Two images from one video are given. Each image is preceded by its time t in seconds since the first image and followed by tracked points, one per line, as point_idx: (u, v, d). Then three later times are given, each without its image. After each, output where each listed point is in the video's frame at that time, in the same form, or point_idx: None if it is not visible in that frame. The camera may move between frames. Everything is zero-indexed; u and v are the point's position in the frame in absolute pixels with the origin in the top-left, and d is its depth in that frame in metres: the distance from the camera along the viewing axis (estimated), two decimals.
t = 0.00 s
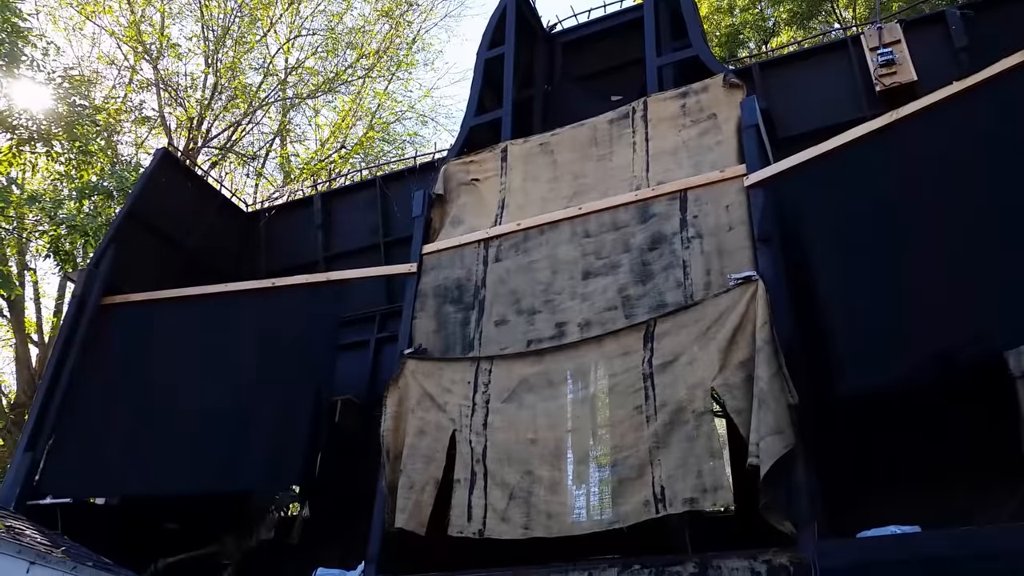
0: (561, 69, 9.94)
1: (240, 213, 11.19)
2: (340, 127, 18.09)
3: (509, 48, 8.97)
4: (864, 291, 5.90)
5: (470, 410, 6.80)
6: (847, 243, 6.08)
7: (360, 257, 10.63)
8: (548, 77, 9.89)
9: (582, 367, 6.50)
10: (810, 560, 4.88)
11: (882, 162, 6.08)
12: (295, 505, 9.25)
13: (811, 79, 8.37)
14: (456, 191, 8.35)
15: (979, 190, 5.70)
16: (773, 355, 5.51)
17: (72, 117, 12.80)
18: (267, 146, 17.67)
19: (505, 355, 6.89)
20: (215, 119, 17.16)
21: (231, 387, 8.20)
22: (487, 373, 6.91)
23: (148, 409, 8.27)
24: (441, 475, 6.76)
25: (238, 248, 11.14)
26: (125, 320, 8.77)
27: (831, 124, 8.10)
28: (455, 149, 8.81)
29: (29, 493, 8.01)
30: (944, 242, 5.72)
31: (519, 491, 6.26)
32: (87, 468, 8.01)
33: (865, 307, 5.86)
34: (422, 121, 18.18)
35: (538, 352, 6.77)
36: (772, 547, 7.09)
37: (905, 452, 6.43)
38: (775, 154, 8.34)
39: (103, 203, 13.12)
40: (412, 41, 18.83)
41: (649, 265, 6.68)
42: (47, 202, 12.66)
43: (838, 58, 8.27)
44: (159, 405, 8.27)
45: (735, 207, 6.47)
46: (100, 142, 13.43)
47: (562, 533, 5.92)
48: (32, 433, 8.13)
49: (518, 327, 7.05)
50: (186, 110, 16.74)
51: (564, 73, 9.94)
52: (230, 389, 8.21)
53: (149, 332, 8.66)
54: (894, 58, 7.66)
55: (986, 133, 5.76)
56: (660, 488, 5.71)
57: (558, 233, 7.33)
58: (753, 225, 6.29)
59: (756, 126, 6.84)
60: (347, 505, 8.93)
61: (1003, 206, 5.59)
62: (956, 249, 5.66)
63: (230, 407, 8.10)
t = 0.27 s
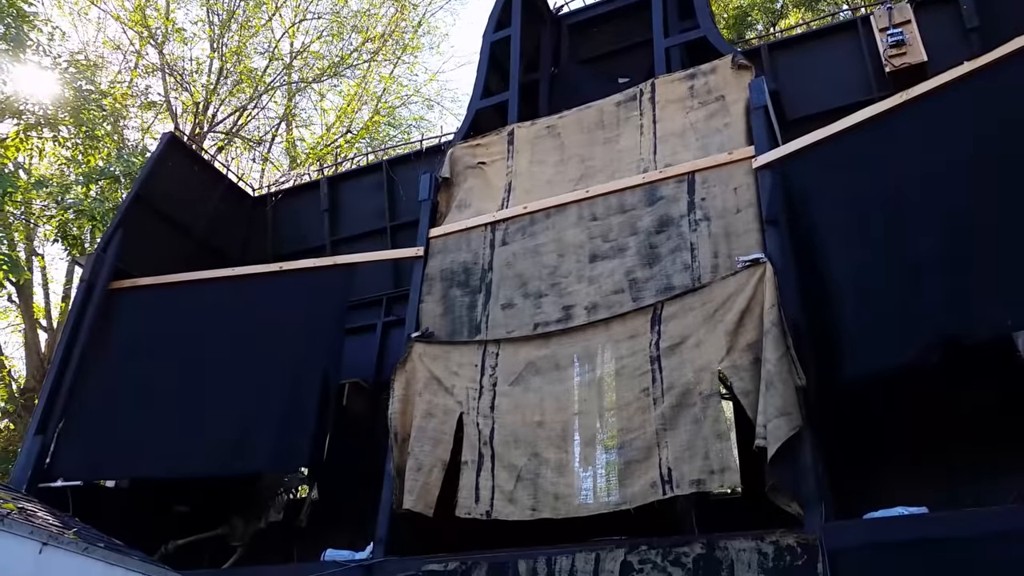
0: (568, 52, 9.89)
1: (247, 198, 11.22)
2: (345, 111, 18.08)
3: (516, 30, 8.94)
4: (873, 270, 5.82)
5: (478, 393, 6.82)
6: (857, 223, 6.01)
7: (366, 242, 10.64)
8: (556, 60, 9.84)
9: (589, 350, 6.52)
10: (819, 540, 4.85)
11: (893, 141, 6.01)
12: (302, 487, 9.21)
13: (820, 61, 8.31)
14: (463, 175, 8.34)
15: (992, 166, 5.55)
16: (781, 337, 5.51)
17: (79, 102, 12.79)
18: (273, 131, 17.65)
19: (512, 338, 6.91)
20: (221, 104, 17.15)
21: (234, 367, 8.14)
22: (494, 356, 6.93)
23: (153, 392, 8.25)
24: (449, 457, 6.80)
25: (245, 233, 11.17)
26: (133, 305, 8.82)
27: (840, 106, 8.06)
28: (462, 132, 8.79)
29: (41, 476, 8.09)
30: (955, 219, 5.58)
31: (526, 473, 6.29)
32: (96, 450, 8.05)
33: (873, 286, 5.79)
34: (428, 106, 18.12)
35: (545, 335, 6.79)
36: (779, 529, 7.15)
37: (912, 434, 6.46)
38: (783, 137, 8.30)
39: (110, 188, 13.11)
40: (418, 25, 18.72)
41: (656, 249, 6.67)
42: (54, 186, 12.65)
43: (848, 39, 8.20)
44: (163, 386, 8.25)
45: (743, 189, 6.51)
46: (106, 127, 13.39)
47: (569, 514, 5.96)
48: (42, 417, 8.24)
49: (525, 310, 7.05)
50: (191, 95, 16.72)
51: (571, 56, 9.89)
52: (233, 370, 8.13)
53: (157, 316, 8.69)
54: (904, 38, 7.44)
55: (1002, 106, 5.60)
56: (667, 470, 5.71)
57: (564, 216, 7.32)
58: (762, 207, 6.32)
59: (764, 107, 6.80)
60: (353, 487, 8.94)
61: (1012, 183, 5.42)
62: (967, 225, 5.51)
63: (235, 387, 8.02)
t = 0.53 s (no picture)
0: (569, 39, 9.84)
1: (246, 188, 11.20)
2: (345, 101, 18.02)
3: (516, 16, 8.91)
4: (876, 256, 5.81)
5: (480, 381, 6.82)
6: (859, 209, 5.98)
7: (367, 231, 10.62)
8: (556, 47, 9.79)
9: (592, 337, 6.52)
10: (822, 525, 4.84)
11: (896, 126, 5.96)
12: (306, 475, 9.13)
13: (822, 47, 8.26)
14: (463, 163, 8.31)
15: (998, 150, 5.51)
16: (784, 323, 5.48)
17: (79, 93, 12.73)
18: (273, 121, 17.60)
19: (514, 326, 6.91)
20: (221, 95, 17.09)
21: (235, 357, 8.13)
22: (496, 345, 6.93)
23: (156, 382, 8.24)
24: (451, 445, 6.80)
25: (244, 223, 11.17)
26: (134, 296, 8.81)
27: (842, 91, 8.02)
28: (463, 120, 8.75)
29: (45, 466, 8.12)
30: (959, 204, 5.56)
31: (529, 461, 6.29)
32: (99, 440, 8.06)
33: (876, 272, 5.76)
34: (428, 95, 18.07)
35: (547, 323, 6.78)
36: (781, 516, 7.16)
37: (914, 419, 6.43)
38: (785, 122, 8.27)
39: (110, 179, 13.10)
40: (417, 13, 18.63)
41: (658, 236, 6.65)
42: (54, 177, 12.59)
43: (851, 23, 8.13)
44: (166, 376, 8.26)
45: (746, 175, 6.46)
46: (106, 118, 13.32)
47: (572, 501, 5.97)
48: (46, 407, 8.25)
49: (527, 299, 7.04)
50: (191, 85, 16.66)
51: (572, 43, 9.83)
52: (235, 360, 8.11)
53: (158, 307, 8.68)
54: (907, 22, 7.36)
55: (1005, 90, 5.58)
56: (669, 457, 5.71)
57: (566, 204, 7.29)
58: (764, 193, 6.25)
59: (766, 92, 6.75)
60: (356, 475, 8.93)
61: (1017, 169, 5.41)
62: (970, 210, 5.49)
63: (236, 377, 8.01)
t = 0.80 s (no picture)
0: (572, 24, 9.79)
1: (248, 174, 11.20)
2: (347, 88, 17.97)
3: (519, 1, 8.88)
4: (880, 240, 5.68)
5: (483, 368, 6.83)
6: (863, 193, 5.89)
7: (369, 218, 10.61)
8: (559, 32, 9.75)
9: (595, 324, 6.53)
10: (824, 510, 4.86)
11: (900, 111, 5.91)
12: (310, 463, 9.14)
13: (827, 33, 8.21)
14: (466, 150, 8.29)
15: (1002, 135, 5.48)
16: (786, 309, 5.49)
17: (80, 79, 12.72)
18: (275, 108, 17.56)
19: (517, 313, 6.91)
20: (222, 81, 17.04)
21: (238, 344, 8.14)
22: (499, 331, 6.93)
23: (159, 369, 8.26)
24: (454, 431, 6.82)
25: (245, 208, 11.18)
26: (137, 282, 8.81)
27: (846, 77, 7.99)
28: (465, 106, 8.72)
29: (49, 452, 8.17)
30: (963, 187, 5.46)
31: (531, 447, 6.31)
32: (103, 425, 8.09)
33: (881, 256, 5.64)
34: (430, 82, 18.01)
35: (550, 310, 6.79)
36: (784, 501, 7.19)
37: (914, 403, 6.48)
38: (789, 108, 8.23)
39: (112, 165, 13.12)
40: None
41: (661, 223, 6.64)
42: (56, 164, 12.61)
43: (856, 7, 8.09)
44: (169, 361, 8.27)
45: (749, 161, 6.48)
46: (107, 105, 13.27)
47: (574, 487, 5.99)
48: (50, 393, 8.28)
49: (529, 286, 7.04)
50: (193, 72, 16.62)
51: (575, 29, 9.78)
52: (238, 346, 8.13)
53: (162, 292, 8.68)
54: (913, 7, 7.30)
55: (1010, 73, 5.52)
56: (671, 443, 5.72)
57: (569, 190, 7.28)
58: (768, 179, 6.27)
59: (770, 78, 6.72)
60: (358, 459, 8.96)
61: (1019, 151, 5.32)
62: (975, 193, 5.40)
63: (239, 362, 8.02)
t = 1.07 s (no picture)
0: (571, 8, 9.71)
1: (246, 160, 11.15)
2: (345, 73, 17.86)
3: None
4: (883, 225, 5.61)
5: (483, 354, 6.83)
6: (865, 177, 5.83)
7: (368, 204, 10.57)
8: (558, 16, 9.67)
9: (595, 310, 6.51)
10: (824, 496, 4.87)
11: (902, 95, 5.86)
12: (310, 449, 9.09)
13: (828, 17, 8.16)
14: (465, 135, 8.24)
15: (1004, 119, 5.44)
16: (788, 295, 5.49)
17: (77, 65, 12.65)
18: (272, 94, 17.46)
19: (517, 299, 6.89)
20: (219, 67, 16.92)
21: (237, 331, 8.13)
22: (498, 318, 6.92)
23: (158, 356, 8.24)
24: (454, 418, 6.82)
25: (244, 194, 11.14)
26: (134, 268, 8.79)
27: (848, 61, 7.94)
28: (464, 91, 8.66)
29: (49, 439, 8.15)
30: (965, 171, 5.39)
31: (532, 433, 6.32)
32: (102, 411, 8.08)
33: (883, 242, 5.56)
34: (428, 67, 17.90)
35: (550, 296, 6.77)
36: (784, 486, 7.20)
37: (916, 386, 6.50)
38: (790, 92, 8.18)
39: (109, 151, 13.07)
40: None
41: (661, 209, 6.62)
42: (54, 149, 12.50)
43: None
44: (168, 348, 8.26)
45: (751, 146, 6.46)
46: (104, 91, 13.18)
47: (574, 473, 5.99)
48: (49, 378, 8.29)
49: (529, 272, 7.01)
50: (190, 58, 16.50)
51: (574, 13, 9.71)
52: (237, 332, 8.12)
53: (160, 278, 8.66)
54: None
55: (1013, 57, 5.47)
56: (672, 429, 5.72)
57: (569, 176, 7.24)
58: (769, 165, 6.29)
59: (772, 62, 6.68)
60: (361, 443, 8.98)
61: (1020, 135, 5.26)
62: (975, 177, 5.34)
63: (239, 349, 8.01)
